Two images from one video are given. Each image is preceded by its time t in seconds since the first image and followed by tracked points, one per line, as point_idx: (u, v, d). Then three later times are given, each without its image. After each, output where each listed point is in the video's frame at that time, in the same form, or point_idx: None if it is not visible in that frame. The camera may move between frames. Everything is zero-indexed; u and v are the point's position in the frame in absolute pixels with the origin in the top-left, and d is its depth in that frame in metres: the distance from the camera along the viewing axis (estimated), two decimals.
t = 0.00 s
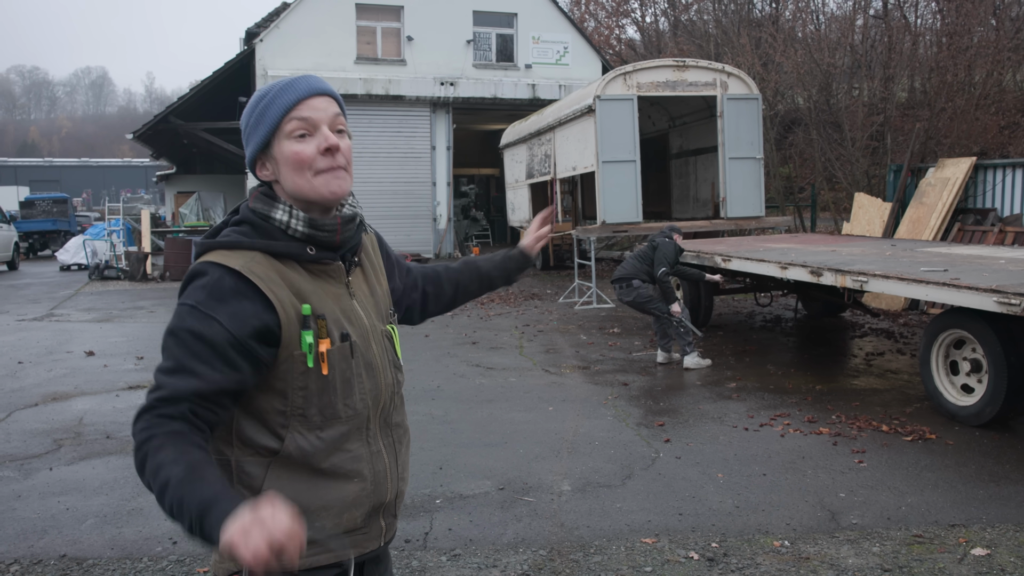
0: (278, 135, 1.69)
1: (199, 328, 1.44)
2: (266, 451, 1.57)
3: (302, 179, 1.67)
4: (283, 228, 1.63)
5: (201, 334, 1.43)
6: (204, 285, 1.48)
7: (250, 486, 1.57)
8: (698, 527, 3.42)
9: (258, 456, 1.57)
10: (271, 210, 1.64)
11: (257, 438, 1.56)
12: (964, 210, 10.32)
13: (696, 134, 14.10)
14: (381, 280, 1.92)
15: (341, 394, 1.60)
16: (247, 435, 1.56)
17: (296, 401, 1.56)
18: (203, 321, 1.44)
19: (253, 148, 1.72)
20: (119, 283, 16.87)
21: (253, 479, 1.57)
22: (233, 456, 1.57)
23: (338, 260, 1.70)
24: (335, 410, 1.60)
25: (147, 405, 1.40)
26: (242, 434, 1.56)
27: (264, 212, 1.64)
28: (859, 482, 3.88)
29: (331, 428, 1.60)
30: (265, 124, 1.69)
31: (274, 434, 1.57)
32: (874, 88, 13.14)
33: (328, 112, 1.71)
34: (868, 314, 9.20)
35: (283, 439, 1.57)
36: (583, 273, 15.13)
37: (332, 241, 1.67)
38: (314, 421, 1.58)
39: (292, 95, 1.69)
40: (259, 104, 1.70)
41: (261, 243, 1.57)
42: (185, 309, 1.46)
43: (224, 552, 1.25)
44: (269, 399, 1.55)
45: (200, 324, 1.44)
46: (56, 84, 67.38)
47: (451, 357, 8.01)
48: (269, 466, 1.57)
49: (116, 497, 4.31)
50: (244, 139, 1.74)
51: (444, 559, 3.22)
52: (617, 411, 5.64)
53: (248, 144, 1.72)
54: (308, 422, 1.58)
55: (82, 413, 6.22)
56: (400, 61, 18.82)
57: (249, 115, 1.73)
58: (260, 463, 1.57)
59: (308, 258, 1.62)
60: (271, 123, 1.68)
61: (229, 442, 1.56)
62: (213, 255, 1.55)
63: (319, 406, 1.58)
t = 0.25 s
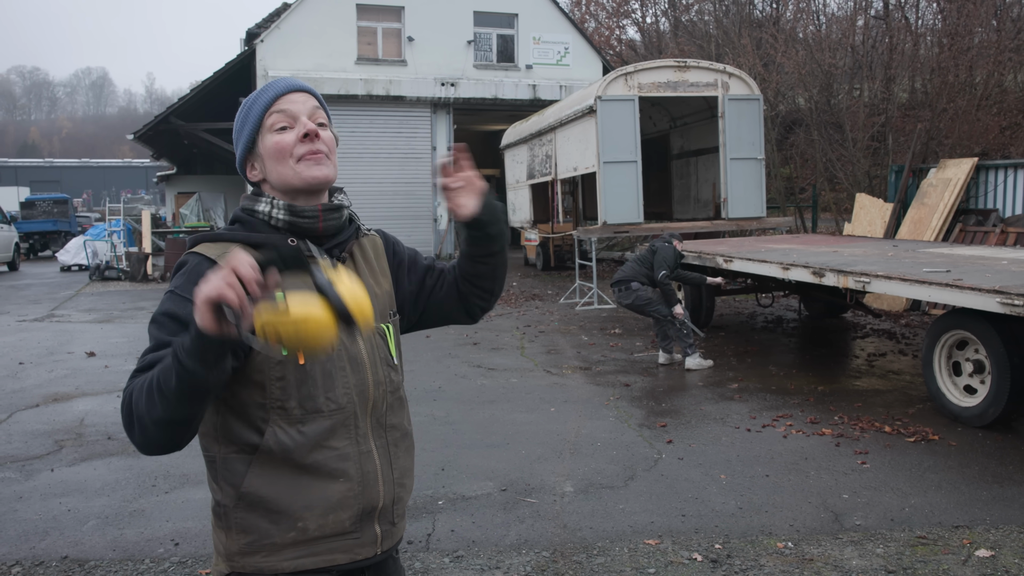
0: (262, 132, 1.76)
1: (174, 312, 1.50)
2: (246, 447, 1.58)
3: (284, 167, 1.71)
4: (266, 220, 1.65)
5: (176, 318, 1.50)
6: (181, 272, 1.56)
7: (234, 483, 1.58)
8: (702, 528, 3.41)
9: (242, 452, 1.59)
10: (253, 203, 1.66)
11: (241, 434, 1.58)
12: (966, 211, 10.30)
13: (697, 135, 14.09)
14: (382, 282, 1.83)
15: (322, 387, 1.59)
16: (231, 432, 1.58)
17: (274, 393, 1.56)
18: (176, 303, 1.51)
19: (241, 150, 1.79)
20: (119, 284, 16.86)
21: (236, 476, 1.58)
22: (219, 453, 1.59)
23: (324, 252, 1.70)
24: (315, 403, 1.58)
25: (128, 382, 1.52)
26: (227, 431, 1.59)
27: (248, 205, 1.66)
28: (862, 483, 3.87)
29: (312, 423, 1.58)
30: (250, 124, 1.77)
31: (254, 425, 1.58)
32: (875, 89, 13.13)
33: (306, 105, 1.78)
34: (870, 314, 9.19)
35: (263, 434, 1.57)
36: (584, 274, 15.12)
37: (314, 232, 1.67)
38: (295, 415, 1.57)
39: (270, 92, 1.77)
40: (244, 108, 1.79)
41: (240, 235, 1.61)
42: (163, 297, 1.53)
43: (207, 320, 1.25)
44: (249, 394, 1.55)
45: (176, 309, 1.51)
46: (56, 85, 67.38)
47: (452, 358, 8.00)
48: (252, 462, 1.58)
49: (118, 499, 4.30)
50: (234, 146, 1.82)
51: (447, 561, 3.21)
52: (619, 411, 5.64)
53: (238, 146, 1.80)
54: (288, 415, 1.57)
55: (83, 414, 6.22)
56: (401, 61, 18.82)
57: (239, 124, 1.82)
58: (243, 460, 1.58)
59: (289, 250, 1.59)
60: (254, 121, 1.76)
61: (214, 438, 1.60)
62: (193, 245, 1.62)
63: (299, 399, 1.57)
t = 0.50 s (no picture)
0: (273, 140, 1.72)
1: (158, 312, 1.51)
2: (234, 448, 1.58)
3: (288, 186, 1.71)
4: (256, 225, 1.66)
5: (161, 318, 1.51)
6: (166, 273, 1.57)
7: (220, 483, 1.57)
8: (703, 529, 3.40)
9: (231, 453, 1.58)
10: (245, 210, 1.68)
11: (229, 435, 1.58)
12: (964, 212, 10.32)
13: (696, 135, 14.09)
14: (379, 285, 1.83)
15: (308, 389, 1.58)
16: (221, 433, 1.59)
17: (260, 395, 1.57)
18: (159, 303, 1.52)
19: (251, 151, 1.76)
20: (117, 284, 16.82)
21: (222, 476, 1.57)
22: (208, 455, 1.59)
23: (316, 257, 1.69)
24: (300, 405, 1.58)
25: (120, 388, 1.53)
26: (216, 431, 1.59)
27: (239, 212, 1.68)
28: (863, 484, 3.87)
29: (298, 426, 1.58)
30: (261, 127, 1.72)
31: (240, 424, 1.58)
32: (874, 89, 13.13)
33: (324, 124, 1.74)
34: (868, 315, 9.20)
35: (249, 436, 1.57)
36: (583, 274, 15.12)
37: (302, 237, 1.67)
38: (280, 417, 1.57)
39: (290, 105, 1.72)
40: (259, 108, 1.73)
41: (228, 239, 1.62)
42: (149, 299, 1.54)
43: (174, 264, 1.37)
44: (238, 395, 1.58)
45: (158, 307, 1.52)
46: (53, 85, 67.25)
47: (451, 359, 7.99)
48: (239, 463, 1.57)
49: (117, 500, 4.29)
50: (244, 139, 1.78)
51: (447, 562, 3.20)
52: (619, 412, 5.63)
53: (246, 142, 1.76)
54: (274, 418, 1.57)
55: (81, 415, 6.20)
56: (398, 62, 18.81)
57: (250, 116, 1.76)
58: (230, 461, 1.58)
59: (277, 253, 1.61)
60: (269, 129, 1.72)
61: (204, 438, 1.60)
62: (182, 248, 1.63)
63: (284, 401, 1.57)
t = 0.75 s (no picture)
0: (301, 159, 1.64)
1: (164, 322, 1.47)
2: (233, 452, 1.57)
3: (305, 211, 1.66)
4: (264, 231, 1.64)
5: (166, 329, 1.47)
6: (170, 279, 1.52)
7: (218, 485, 1.57)
8: (702, 529, 3.40)
9: (229, 457, 1.57)
10: (255, 216, 1.65)
11: (227, 440, 1.57)
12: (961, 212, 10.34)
13: (693, 135, 14.10)
14: (380, 293, 1.79)
15: (308, 400, 1.57)
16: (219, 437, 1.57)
17: (260, 404, 1.54)
18: (167, 314, 1.47)
19: (272, 152, 1.66)
20: (113, 285, 16.76)
21: (220, 478, 1.57)
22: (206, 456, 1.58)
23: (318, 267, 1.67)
24: (300, 415, 1.57)
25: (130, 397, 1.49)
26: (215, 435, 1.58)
27: (248, 217, 1.65)
28: (862, 483, 3.87)
29: (297, 435, 1.57)
30: (295, 142, 1.62)
31: (242, 432, 1.56)
32: (869, 90, 13.16)
33: (359, 161, 1.68)
34: (865, 315, 9.21)
35: (248, 441, 1.56)
36: (579, 274, 15.12)
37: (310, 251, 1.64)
38: (279, 426, 1.56)
39: (333, 132, 1.64)
40: (297, 120, 1.63)
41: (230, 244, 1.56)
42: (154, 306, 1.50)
43: (213, 322, 1.28)
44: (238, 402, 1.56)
45: (165, 318, 1.47)
46: (47, 85, 67.06)
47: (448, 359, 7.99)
48: (237, 467, 1.57)
49: (114, 501, 4.27)
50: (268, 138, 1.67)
51: (447, 563, 3.20)
52: (617, 412, 5.63)
53: (269, 146, 1.66)
54: (273, 426, 1.56)
55: (78, 415, 6.17)
56: (395, 62, 18.79)
57: (283, 117, 1.65)
58: (229, 465, 1.57)
59: (282, 261, 1.57)
60: (303, 146, 1.63)
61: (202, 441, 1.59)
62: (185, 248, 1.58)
63: (284, 410, 1.55)
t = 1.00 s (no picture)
0: (328, 172, 1.55)
1: (176, 324, 1.46)
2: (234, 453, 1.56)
3: (323, 222, 1.59)
4: (275, 233, 1.62)
5: (178, 330, 1.45)
6: (184, 280, 1.51)
7: (218, 485, 1.55)
8: (701, 526, 3.41)
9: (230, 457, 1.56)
10: (268, 216, 1.63)
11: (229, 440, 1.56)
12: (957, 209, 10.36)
13: (690, 133, 14.10)
14: (380, 294, 1.88)
15: (313, 403, 1.57)
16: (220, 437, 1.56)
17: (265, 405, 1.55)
18: (180, 318, 1.46)
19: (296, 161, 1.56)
20: (108, 283, 16.70)
21: (220, 479, 1.55)
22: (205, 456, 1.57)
23: (324, 270, 1.69)
24: (305, 416, 1.57)
25: (147, 403, 1.47)
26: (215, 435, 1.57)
27: (260, 217, 1.63)
28: (860, 481, 3.88)
29: (300, 437, 1.57)
30: (322, 156, 1.53)
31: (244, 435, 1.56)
32: (865, 88, 13.17)
33: (385, 181, 1.60)
34: (862, 313, 9.23)
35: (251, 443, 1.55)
36: (576, 272, 15.12)
37: (322, 259, 1.64)
38: (283, 428, 1.56)
39: (364, 151, 1.55)
40: (327, 132, 1.54)
41: (242, 244, 1.57)
42: (165, 306, 1.48)
43: (251, 406, 1.30)
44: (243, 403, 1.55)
45: (178, 319, 1.46)
46: (42, 82, 66.77)
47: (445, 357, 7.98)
48: (238, 467, 1.55)
49: (112, 500, 4.26)
50: (288, 147, 1.57)
51: (446, 560, 3.19)
52: (615, 409, 5.64)
53: (294, 153, 1.56)
54: (277, 428, 1.55)
55: (74, 414, 6.15)
56: (391, 60, 18.75)
57: (312, 125, 1.56)
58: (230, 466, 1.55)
59: (290, 263, 1.60)
60: (331, 159, 1.54)
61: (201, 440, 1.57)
62: (196, 248, 1.57)
63: (290, 412, 1.55)
